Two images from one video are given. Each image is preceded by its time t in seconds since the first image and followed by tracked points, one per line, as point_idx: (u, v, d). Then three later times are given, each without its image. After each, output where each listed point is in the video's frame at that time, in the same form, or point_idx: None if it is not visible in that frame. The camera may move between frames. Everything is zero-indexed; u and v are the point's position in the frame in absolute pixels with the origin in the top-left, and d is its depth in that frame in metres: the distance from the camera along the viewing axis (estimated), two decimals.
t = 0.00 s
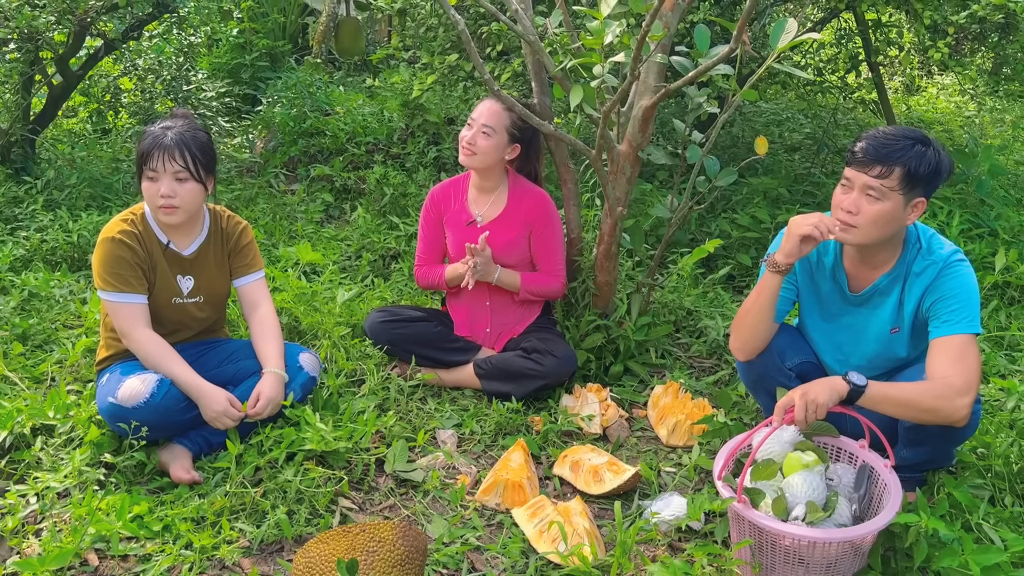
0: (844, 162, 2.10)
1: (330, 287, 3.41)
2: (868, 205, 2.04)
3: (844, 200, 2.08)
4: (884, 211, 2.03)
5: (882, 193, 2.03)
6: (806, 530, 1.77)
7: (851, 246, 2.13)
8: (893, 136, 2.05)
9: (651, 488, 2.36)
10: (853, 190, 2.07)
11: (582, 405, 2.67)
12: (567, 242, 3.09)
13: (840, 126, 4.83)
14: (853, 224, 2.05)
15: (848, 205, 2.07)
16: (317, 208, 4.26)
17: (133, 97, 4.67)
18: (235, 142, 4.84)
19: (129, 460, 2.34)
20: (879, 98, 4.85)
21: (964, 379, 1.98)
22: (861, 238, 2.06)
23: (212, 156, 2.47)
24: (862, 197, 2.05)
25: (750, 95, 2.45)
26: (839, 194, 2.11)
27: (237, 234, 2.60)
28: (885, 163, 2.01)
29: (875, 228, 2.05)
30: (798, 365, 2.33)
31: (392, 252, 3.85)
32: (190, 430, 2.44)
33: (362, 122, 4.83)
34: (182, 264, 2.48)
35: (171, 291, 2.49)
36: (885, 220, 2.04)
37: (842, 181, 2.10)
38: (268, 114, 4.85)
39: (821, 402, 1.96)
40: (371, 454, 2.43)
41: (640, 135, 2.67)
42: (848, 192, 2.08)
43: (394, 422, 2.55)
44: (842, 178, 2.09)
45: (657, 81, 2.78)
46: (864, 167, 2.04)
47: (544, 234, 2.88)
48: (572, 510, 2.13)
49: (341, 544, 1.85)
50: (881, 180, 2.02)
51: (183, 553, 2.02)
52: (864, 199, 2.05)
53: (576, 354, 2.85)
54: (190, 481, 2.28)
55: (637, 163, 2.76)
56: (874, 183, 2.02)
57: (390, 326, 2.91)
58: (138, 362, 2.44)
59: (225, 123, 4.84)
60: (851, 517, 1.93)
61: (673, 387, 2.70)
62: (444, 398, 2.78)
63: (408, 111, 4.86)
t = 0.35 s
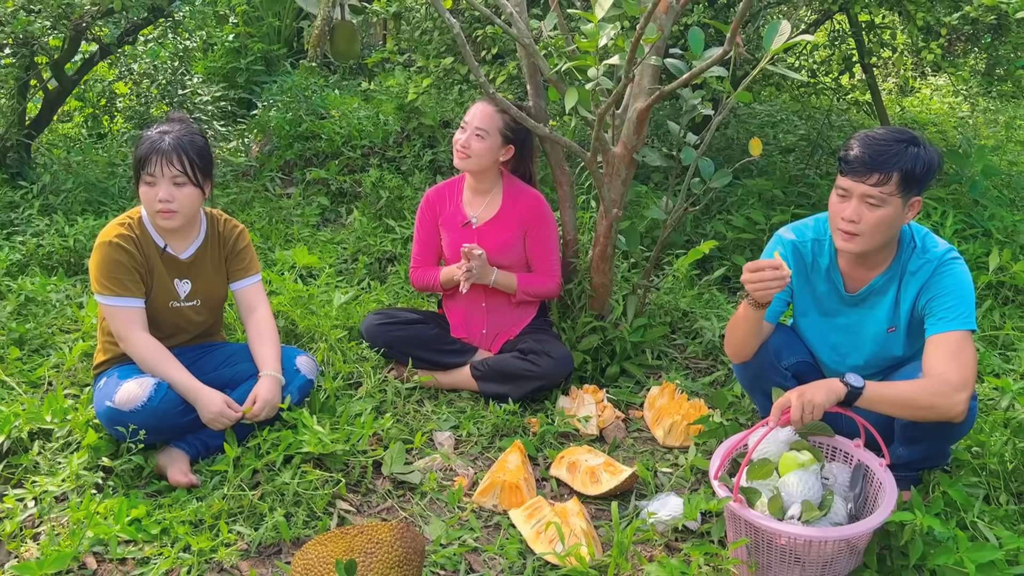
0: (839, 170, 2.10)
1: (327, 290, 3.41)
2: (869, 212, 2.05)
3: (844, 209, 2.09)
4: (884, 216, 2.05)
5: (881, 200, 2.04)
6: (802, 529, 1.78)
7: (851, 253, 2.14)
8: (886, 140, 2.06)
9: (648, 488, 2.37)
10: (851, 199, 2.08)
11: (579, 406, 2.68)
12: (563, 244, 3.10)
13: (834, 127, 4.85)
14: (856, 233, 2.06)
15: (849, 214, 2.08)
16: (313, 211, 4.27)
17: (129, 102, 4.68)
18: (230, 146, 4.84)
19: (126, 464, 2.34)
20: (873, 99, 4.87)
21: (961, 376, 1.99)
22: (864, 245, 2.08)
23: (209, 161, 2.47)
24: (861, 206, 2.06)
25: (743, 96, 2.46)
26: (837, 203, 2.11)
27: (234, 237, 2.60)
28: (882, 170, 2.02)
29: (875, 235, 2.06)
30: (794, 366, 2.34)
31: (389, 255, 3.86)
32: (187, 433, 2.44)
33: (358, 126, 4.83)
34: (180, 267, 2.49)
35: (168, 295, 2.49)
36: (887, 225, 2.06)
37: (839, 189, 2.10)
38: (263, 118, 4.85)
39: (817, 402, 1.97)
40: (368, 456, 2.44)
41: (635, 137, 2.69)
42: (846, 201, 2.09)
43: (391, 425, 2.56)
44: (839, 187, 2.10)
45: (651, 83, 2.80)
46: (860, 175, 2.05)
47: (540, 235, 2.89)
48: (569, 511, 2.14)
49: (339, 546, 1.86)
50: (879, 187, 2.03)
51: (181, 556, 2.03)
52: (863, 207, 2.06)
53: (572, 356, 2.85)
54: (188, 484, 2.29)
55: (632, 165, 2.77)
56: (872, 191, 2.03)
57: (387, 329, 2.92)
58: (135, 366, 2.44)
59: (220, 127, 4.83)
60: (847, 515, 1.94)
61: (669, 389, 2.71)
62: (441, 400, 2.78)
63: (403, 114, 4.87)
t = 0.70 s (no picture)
0: (836, 170, 2.11)
1: (323, 293, 3.41)
2: (866, 212, 2.06)
3: (840, 209, 2.09)
4: (880, 216, 2.05)
5: (877, 200, 2.05)
6: (800, 529, 1.79)
7: (848, 252, 2.15)
8: (882, 139, 2.07)
9: (646, 489, 2.37)
10: (847, 199, 2.08)
11: (576, 407, 2.68)
12: (559, 246, 3.10)
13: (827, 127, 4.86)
14: (853, 233, 2.07)
15: (846, 214, 2.08)
16: (308, 214, 4.26)
17: (122, 105, 4.66)
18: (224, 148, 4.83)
19: (124, 469, 2.33)
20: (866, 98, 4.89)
21: (957, 375, 2.00)
22: (862, 244, 2.09)
23: (204, 163, 2.47)
24: (858, 205, 2.07)
25: (738, 97, 2.47)
26: (834, 203, 2.12)
27: (229, 240, 2.60)
28: (879, 170, 2.03)
29: (871, 235, 2.07)
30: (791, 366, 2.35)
31: (384, 256, 3.85)
32: (184, 437, 2.43)
33: (353, 127, 4.82)
34: (176, 271, 2.48)
35: (165, 299, 2.49)
36: (884, 224, 2.06)
37: (836, 189, 2.10)
38: (257, 120, 4.84)
39: (814, 401, 1.97)
40: (366, 459, 2.44)
41: (631, 138, 2.69)
42: (843, 200, 2.09)
43: (388, 427, 2.56)
44: (835, 187, 2.10)
45: (646, 84, 2.80)
46: (857, 175, 2.05)
47: (536, 237, 2.89)
48: (567, 512, 2.14)
49: (338, 549, 1.85)
50: (876, 187, 2.03)
51: (180, 561, 2.02)
52: (859, 207, 2.06)
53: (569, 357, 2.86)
54: (185, 489, 2.28)
55: (628, 167, 2.78)
56: (869, 191, 2.04)
57: (383, 331, 2.91)
58: (132, 370, 2.44)
59: (213, 130, 4.82)
60: (845, 515, 1.95)
61: (666, 389, 2.71)
62: (438, 402, 2.78)
63: (398, 116, 4.86)
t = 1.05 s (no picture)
0: (837, 164, 2.11)
1: (321, 295, 3.39)
2: (862, 207, 2.06)
3: (837, 202, 2.09)
4: (877, 213, 2.05)
5: (875, 197, 2.05)
6: (804, 530, 1.79)
7: (842, 249, 2.15)
8: (885, 138, 2.07)
9: (647, 490, 2.37)
10: (845, 193, 2.08)
11: (577, 409, 2.68)
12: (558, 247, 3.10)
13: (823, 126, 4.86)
14: (847, 227, 2.07)
15: (842, 208, 2.08)
16: (304, 216, 4.25)
17: (115, 107, 4.63)
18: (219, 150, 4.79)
19: (123, 475, 2.32)
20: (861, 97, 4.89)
21: (959, 375, 2.00)
22: (854, 240, 2.09)
23: (201, 167, 2.46)
24: (855, 201, 2.06)
25: (738, 97, 2.47)
26: (832, 196, 2.11)
27: (227, 244, 2.58)
28: (879, 166, 2.03)
29: (866, 232, 2.07)
30: (791, 367, 2.34)
31: (381, 258, 3.84)
32: (183, 443, 2.42)
33: (348, 128, 4.80)
34: (173, 275, 2.47)
35: (162, 303, 2.47)
36: (879, 222, 2.06)
37: (835, 182, 2.10)
38: (252, 122, 4.82)
39: (817, 401, 1.97)
40: (367, 463, 2.43)
41: (629, 139, 2.70)
42: (841, 194, 2.09)
43: (388, 430, 2.55)
44: (835, 179, 2.10)
45: (644, 84, 2.80)
46: (857, 169, 2.05)
47: (536, 238, 2.89)
48: (570, 515, 2.14)
49: (341, 556, 1.85)
50: (875, 183, 2.03)
51: (181, 567, 2.01)
52: (857, 202, 2.06)
53: (569, 358, 2.85)
54: (185, 494, 2.27)
55: (626, 167, 2.78)
56: (867, 186, 2.04)
57: (383, 333, 2.91)
58: (130, 375, 2.42)
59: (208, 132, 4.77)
60: (848, 515, 1.95)
61: (666, 389, 2.71)
62: (438, 405, 2.78)
63: (393, 117, 4.84)
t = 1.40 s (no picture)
0: (843, 160, 2.11)
1: (318, 296, 3.38)
2: (862, 205, 2.06)
3: (839, 197, 2.10)
4: (876, 212, 2.06)
5: (876, 196, 2.05)
6: (809, 530, 1.78)
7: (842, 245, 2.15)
8: (894, 138, 2.07)
9: (650, 491, 2.37)
10: (848, 188, 2.08)
11: (578, 409, 2.67)
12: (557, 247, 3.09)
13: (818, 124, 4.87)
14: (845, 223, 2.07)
15: (843, 204, 2.09)
16: (300, 216, 4.23)
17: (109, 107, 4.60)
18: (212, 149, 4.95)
19: (123, 479, 2.30)
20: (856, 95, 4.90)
21: (962, 375, 2.00)
22: (851, 237, 2.09)
23: (199, 168, 2.44)
24: (856, 197, 2.07)
25: (738, 96, 2.46)
26: (835, 191, 2.12)
27: (225, 246, 2.57)
28: (883, 166, 2.03)
29: (864, 230, 2.07)
30: (793, 366, 2.35)
31: (379, 259, 3.83)
32: (183, 446, 2.41)
33: (343, 128, 4.78)
34: (171, 277, 2.45)
35: (161, 306, 2.45)
36: (879, 222, 2.06)
37: (840, 178, 2.11)
38: (246, 122, 4.79)
39: (821, 400, 1.97)
40: (368, 465, 2.41)
41: (629, 139, 2.69)
42: (844, 189, 2.10)
43: (389, 432, 2.54)
44: (840, 175, 2.10)
45: (644, 83, 2.80)
46: (862, 167, 2.06)
47: (535, 238, 2.88)
48: (573, 516, 2.13)
49: (345, 560, 1.84)
50: (877, 182, 2.04)
51: (183, 571, 2.00)
52: (858, 200, 2.07)
53: (569, 358, 2.84)
54: (186, 498, 2.26)
55: (626, 167, 2.77)
56: (870, 184, 2.04)
57: (382, 335, 2.90)
58: (129, 379, 2.41)
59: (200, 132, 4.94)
60: (852, 515, 1.95)
61: (667, 389, 2.70)
62: (438, 406, 2.77)
63: (389, 116, 4.82)
